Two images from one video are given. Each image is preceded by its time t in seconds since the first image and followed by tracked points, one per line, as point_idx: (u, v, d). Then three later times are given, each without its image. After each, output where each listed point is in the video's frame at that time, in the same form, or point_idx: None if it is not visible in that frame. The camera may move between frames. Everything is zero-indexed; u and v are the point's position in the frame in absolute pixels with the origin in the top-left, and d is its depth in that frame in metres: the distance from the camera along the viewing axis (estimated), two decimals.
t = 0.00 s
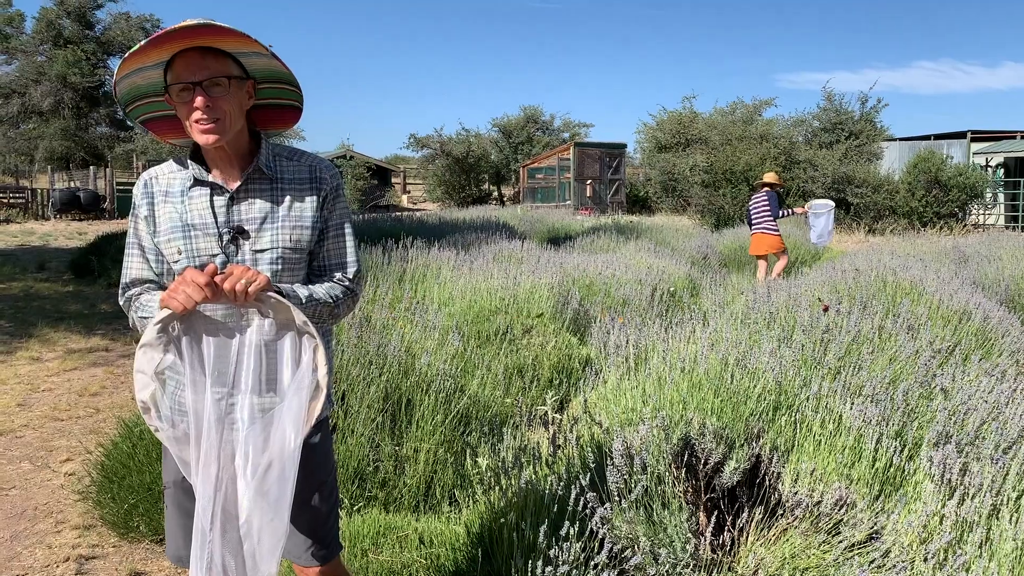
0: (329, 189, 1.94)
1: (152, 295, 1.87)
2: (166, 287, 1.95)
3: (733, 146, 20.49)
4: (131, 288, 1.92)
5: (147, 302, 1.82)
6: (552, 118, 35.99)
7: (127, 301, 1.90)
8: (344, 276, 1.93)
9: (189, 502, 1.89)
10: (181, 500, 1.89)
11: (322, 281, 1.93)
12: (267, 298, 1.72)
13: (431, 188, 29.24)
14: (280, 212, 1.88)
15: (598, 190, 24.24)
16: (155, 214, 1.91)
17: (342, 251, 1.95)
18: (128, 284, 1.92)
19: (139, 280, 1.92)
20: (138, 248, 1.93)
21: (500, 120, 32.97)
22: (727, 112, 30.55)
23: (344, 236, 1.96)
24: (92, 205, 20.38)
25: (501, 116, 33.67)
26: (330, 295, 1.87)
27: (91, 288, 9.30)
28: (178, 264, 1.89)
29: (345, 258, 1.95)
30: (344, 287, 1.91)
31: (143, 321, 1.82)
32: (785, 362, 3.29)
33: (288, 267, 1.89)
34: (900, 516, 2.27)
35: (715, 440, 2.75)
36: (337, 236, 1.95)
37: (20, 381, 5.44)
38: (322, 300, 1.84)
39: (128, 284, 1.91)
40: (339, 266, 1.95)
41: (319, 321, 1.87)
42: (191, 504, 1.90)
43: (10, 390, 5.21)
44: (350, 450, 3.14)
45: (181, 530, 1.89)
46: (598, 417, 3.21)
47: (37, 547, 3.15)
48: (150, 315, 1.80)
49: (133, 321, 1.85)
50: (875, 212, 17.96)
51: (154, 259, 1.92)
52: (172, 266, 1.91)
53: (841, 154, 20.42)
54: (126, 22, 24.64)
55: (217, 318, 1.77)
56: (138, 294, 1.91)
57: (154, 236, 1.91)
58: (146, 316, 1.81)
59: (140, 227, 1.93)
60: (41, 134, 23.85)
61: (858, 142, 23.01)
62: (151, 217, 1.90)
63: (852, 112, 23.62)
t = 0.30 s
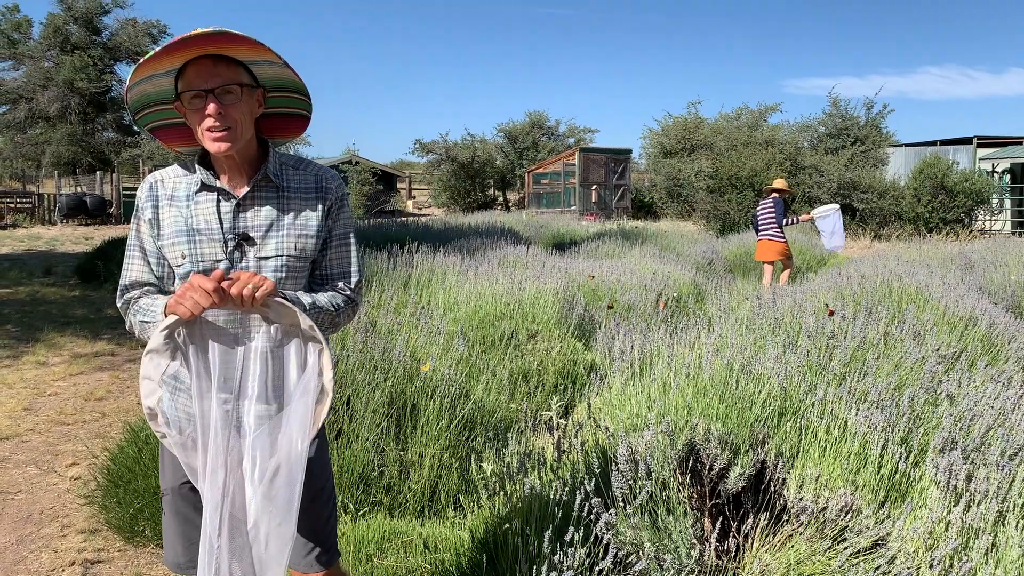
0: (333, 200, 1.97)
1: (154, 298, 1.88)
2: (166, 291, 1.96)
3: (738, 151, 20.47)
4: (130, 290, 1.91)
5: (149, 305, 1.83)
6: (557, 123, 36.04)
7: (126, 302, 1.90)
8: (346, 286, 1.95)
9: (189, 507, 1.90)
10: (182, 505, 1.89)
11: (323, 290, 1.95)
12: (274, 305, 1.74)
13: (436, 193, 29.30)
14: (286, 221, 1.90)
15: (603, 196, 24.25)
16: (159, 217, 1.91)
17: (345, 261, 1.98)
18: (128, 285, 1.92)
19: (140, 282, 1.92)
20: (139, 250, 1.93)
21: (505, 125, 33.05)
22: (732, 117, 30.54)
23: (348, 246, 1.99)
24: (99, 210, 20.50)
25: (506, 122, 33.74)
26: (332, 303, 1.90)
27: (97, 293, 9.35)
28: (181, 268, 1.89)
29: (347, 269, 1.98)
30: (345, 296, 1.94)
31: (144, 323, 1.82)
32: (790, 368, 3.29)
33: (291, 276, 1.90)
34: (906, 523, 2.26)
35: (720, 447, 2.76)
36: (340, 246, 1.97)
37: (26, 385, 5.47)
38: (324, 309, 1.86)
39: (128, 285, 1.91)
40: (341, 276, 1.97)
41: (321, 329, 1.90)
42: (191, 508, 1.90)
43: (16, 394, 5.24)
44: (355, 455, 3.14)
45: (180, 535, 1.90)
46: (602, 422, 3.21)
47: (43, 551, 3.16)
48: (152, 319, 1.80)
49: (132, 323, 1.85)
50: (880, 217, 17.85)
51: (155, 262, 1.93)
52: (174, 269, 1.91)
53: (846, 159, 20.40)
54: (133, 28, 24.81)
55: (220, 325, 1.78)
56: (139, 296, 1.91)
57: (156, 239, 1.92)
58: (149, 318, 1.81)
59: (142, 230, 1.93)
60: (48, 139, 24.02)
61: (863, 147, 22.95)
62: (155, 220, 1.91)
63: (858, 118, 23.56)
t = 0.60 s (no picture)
0: (332, 202, 1.97)
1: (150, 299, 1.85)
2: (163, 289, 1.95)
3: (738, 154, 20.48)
4: (128, 288, 1.90)
5: (144, 307, 1.81)
6: (558, 126, 36.08)
7: (123, 301, 1.88)
8: (341, 290, 1.91)
9: (183, 513, 1.90)
10: (176, 511, 1.89)
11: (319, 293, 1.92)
12: (266, 309, 1.71)
13: (437, 196, 29.33)
14: (283, 218, 1.89)
15: (603, 199, 24.26)
16: (160, 213, 1.92)
17: (342, 263, 1.96)
18: (125, 282, 1.91)
19: (138, 279, 1.92)
20: (139, 247, 1.94)
21: (505, 128, 33.10)
22: (733, 120, 30.56)
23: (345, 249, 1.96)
24: (100, 213, 20.52)
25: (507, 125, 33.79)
26: (327, 308, 1.84)
27: (97, 295, 9.36)
28: (177, 263, 1.88)
29: (344, 271, 1.95)
30: (342, 301, 1.89)
31: (140, 323, 1.81)
32: (790, 371, 3.29)
33: (286, 273, 1.88)
34: (906, 527, 2.26)
35: (721, 450, 2.76)
36: (337, 248, 1.96)
37: (27, 388, 5.47)
38: (319, 314, 1.82)
39: (125, 282, 1.90)
40: (337, 277, 1.95)
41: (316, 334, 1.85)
42: (185, 514, 1.90)
43: (17, 397, 5.24)
44: (355, 458, 3.14)
45: (174, 540, 1.89)
46: (602, 425, 3.21)
47: (43, 553, 3.16)
48: (146, 322, 1.79)
49: (128, 319, 1.84)
50: (881, 220, 17.81)
51: (154, 259, 1.93)
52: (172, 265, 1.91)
53: (847, 162, 20.40)
54: (134, 31, 24.87)
55: (210, 327, 1.77)
56: (136, 295, 1.89)
57: (156, 236, 1.93)
58: (144, 319, 1.79)
59: (143, 227, 1.94)
60: (49, 142, 24.07)
61: (864, 151, 22.96)
62: (156, 216, 1.92)
63: (858, 121, 23.56)
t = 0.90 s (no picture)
0: (323, 196, 1.88)
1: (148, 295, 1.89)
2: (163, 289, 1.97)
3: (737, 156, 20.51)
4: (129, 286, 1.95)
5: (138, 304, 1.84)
6: (556, 128, 36.10)
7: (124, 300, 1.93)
8: (332, 285, 1.81)
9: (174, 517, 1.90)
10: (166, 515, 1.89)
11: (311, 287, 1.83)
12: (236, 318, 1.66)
13: (436, 197, 29.33)
14: (271, 211, 1.84)
15: (602, 200, 24.28)
16: (160, 215, 1.97)
17: (334, 258, 1.85)
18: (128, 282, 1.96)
19: (138, 277, 1.95)
20: (142, 249, 1.99)
21: (504, 129, 33.12)
22: (731, 121, 30.59)
23: (338, 243, 1.86)
24: (98, 214, 20.49)
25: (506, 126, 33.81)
26: (314, 308, 1.75)
27: (96, 296, 9.35)
28: (172, 258, 1.91)
29: (336, 265, 1.84)
30: (332, 299, 1.79)
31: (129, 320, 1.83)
32: (789, 371, 3.29)
33: (274, 266, 1.83)
34: (905, 528, 2.26)
35: (720, 451, 2.76)
36: (328, 243, 1.85)
37: (25, 388, 5.46)
38: (304, 314, 1.73)
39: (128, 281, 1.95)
40: (330, 273, 1.84)
41: (303, 334, 1.77)
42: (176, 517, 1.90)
43: (15, 397, 5.24)
44: (354, 460, 3.14)
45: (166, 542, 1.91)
46: (601, 425, 3.21)
47: (42, 554, 3.16)
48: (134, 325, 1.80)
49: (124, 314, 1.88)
50: (880, 221, 17.91)
51: (153, 259, 1.97)
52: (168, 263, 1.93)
53: (846, 163, 20.44)
54: (133, 32, 24.87)
55: (185, 330, 1.74)
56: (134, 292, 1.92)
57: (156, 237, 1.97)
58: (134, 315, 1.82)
59: (147, 230, 2.00)
60: (48, 143, 24.05)
61: (862, 152, 22.99)
62: (156, 217, 1.97)
63: (856, 122, 23.57)
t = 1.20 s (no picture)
0: (317, 191, 1.85)
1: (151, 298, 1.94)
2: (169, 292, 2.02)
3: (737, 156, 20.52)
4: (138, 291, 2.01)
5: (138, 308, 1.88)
6: (556, 128, 36.09)
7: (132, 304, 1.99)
8: (324, 282, 1.76)
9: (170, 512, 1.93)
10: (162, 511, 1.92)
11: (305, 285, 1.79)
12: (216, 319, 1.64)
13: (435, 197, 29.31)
14: (262, 210, 1.83)
15: (602, 200, 24.28)
16: (162, 220, 2.03)
17: (327, 254, 1.80)
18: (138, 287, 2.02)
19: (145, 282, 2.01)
20: (149, 254, 2.05)
21: (504, 129, 33.13)
22: (731, 121, 30.59)
23: (331, 239, 1.81)
24: (98, 214, 20.44)
25: (505, 126, 33.80)
26: (304, 306, 1.70)
27: (95, 296, 9.34)
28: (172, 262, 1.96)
29: (329, 262, 1.79)
30: (324, 296, 1.73)
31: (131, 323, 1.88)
32: (789, 371, 3.29)
33: (266, 265, 1.81)
34: (905, 527, 2.26)
35: (720, 451, 2.76)
36: (321, 239, 1.82)
37: (25, 388, 5.46)
38: (292, 313, 1.68)
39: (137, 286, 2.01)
40: (323, 269, 1.79)
41: (295, 332, 1.72)
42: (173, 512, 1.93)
43: (15, 397, 5.23)
44: (354, 459, 3.14)
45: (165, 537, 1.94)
46: (601, 426, 3.21)
47: (42, 553, 3.16)
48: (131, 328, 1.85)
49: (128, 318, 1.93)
50: (879, 221, 17.88)
51: (158, 264, 2.02)
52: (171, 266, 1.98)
53: (845, 163, 20.44)
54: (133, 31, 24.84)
55: (172, 331, 1.75)
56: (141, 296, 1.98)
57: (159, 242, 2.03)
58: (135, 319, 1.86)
59: (153, 236, 2.06)
60: (47, 142, 24.03)
61: (862, 152, 22.99)
62: (159, 222, 2.03)
63: (856, 122, 23.56)
